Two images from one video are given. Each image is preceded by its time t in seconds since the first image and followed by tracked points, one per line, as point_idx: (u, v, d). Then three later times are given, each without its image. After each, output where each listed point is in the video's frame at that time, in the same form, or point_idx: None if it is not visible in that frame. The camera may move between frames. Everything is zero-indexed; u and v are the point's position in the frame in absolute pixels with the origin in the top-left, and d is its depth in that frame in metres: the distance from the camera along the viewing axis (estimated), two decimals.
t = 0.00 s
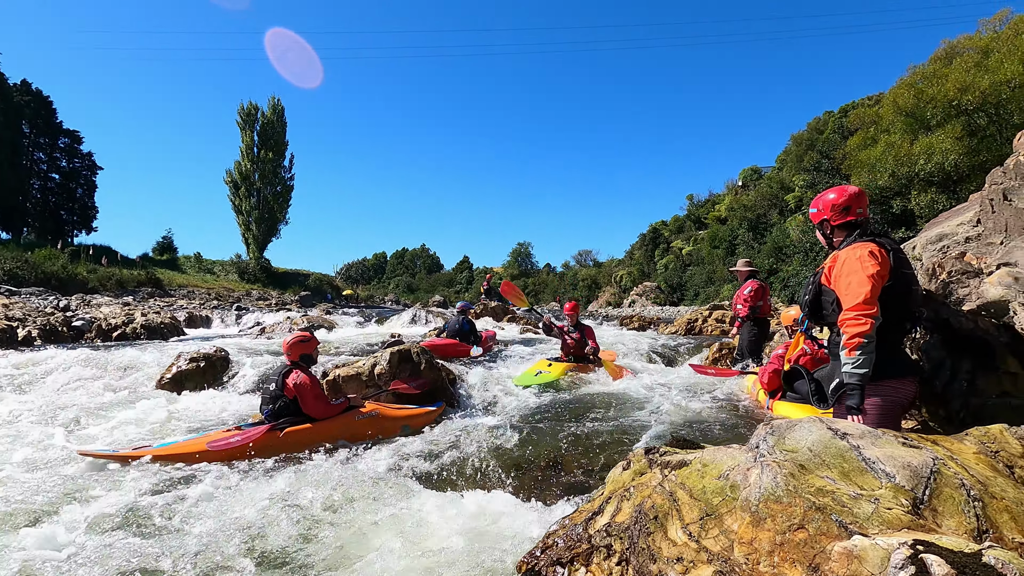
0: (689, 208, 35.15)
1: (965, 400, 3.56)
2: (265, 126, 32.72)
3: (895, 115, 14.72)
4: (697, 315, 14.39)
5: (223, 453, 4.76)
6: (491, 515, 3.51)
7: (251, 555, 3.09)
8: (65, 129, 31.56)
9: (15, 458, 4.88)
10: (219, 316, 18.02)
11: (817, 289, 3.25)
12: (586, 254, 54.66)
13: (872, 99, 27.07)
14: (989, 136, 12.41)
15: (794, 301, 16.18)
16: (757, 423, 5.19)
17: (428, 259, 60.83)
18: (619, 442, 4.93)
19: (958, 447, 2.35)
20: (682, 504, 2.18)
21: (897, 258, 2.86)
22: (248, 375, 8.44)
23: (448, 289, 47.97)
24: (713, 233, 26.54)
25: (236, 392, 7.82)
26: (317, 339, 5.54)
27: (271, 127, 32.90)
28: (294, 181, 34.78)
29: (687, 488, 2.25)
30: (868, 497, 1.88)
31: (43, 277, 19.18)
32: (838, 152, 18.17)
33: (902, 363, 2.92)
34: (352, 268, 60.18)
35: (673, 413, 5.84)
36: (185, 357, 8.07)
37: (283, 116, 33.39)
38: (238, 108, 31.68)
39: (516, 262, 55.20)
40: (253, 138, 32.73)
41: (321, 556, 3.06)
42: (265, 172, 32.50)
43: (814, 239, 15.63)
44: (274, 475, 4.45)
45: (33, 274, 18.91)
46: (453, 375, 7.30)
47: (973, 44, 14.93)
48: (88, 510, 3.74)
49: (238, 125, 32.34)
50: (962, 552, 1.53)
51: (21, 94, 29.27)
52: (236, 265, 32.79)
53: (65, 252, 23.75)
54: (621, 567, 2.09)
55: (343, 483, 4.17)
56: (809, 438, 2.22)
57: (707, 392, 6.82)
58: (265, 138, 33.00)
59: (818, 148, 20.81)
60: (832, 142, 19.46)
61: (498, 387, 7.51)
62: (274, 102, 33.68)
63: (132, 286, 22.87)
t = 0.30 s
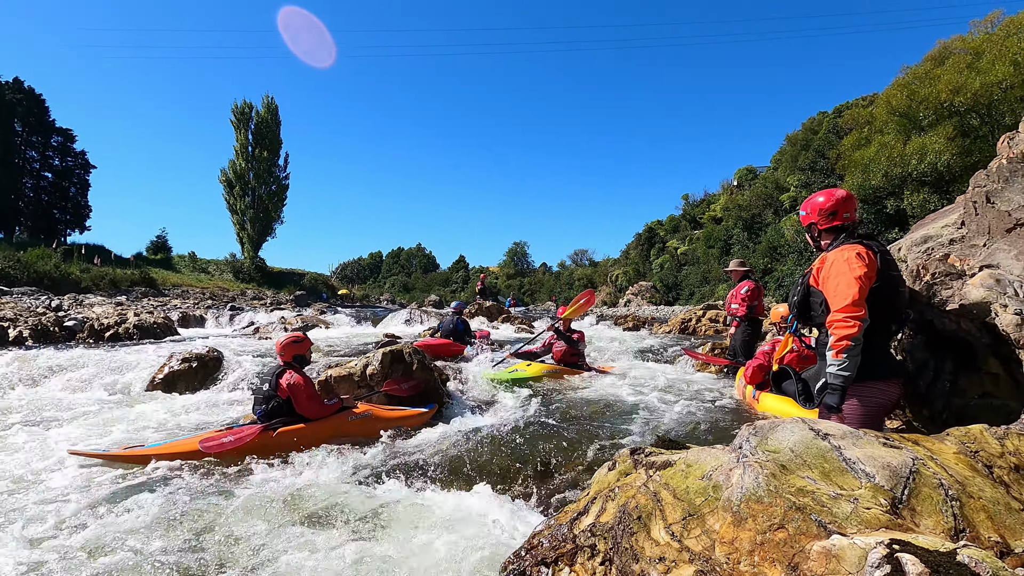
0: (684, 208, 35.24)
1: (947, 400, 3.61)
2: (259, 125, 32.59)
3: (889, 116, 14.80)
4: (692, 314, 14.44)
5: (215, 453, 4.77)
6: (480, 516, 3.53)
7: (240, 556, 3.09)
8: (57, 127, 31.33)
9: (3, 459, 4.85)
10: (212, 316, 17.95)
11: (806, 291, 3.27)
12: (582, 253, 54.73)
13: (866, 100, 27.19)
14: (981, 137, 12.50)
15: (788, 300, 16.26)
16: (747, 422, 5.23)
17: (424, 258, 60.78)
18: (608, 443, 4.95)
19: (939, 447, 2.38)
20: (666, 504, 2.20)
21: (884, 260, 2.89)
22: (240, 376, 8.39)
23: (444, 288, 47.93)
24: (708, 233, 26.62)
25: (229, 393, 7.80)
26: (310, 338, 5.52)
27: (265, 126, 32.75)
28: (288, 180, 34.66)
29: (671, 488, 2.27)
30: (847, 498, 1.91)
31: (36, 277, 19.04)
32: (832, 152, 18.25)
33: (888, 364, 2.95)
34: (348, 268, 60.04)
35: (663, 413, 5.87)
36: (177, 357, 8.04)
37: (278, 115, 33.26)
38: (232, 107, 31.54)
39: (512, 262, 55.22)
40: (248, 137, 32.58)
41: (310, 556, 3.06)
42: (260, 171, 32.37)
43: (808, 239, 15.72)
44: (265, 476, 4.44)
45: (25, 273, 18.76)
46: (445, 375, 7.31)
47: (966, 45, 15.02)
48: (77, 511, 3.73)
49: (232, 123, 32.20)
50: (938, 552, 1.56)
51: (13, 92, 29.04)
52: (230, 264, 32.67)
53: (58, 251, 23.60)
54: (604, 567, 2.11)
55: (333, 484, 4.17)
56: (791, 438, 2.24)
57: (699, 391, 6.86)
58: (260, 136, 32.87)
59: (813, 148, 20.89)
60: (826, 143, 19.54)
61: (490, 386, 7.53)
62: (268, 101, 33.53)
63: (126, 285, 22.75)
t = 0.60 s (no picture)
0: (682, 207, 35.27)
1: (953, 395, 3.57)
2: (257, 123, 32.48)
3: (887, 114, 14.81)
4: (691, 312, 14.44)
5: (214, 449, 4.75)
6: (482, 512, 3.50)
7: (239, 553, 3.06)
8: (53, 126, 31.17)
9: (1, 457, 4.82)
10: (210, 315, 17.88)
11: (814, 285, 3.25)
12: (580, 253, 54.79)
13: (863, 99, 27.26)
14: (979, 135, 12.52)
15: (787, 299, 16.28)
16: (749, 418, 5.22)
17: (422, 257, 60.74)
18: (611, 439, 4.93)
19: (947, 441, 2.36)
20: (672, 499, 2.17)
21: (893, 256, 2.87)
22: (239, 374, 8.35)
23: (443, 287, 47.90)
24: (707, 231, 26.64)
25: (228, 391, 7.74)
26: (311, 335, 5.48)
27: (263, 124, 32.64)
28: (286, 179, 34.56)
29: (677, 483, 2.24)
30: (857, 492, 1.89)
31: (33, 275, 18.96)
32: (830, 151, 18.25)
33: (892, 361, 2.93)
34: (346, 267, 59.97)
35: (665, 410, 5.86)
36: (176, 355, 8.00)
37: (275, 113, 33.14)
38: (230, 106, 31.43)
39: (510, 261, 55.26)
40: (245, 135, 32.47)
41: (311, 553, 3.03)
42: (257, 170, 32.27)
43: (806, 238, 15.77)
44: (265, 473, 4.41)
45: (22, 272, 18.66)
46: (446, 373, 7.29)
47: (964, 44, 15.02)
48: (75, 509, 3.70)
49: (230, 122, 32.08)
50: (950, 546, 1.54)
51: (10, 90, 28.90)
52: (228, 263, 32.60)
53: (55, 250, 23.51)
54: (611, 563, 2.08)
55: (333, 481, 4.15)
56: (798, 432, 2.22)
57: (700, 389, 6.85)
58: (257, 135, 32.76)
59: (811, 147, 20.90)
60: (824, 141, 19.55)
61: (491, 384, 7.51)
62: (265, 99, 33.40)
63: (123, 284, 22.65)
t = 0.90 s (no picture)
0: (681, 205, 35.28)
1: (962, 392, 3.59)
2: (254, 121, 32.36)
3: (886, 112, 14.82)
4: (691, 310, 14.46)
5: (215, 446, 4.73)
6: (488, 509, 3.49)
7: (244, 550, 3.04)
8: (51, 123, 31.08)
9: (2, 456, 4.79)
10: (209, 312, 17.84)
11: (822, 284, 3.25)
12: (578, 250, 54.79)
13: (861, 97, 27.24)
14: (977, 133, 12.54)
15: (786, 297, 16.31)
16: (753, 416, 5.22)
17: (421, 255, 60.71)
18: (615, 437, 4.93)
19: (957, 438, 2.35)
20: (683, 496, 2.17)
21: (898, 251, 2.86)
22: (239, 371, 8.35)
23: (441, 285, 47.89)
24: (706, 229, 26.66)
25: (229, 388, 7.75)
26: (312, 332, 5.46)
27: (260, 122, 32.53)
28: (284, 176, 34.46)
29: (688, 481, 2.24)
30: (870, 489, 1.88)
31: (31, 273, 18.89)
32: (829, 149, 18.26)
33: (901, 357, 2.92)
34: (344, 265, 59.92)
35: (668, 408, 5.86)
36: (176, 352, 7.97)
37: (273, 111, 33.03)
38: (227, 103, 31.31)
39: (509, 259, 55.29)
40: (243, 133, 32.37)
41: (316, 549, 3.02)
42: (255, 167, 32.19)
43: (805, 236, 15.77)
44: (269, 471, 4.40)
45: (20, 270, 18.58)
46: (448, 370, 7.29)
47: (963, 42, 15.02)
48: (78, 508, 3.68)
49: (227, 119, 31.96)
50: (966, 543, 1.53)
51: (6, 87, 28.74)
52: (226, 260, 32.53)
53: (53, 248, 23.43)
54: (622, 560, 2.08)
55: (338, 478, 4.14)
56: (810, 430, 2.23)
57: (702, 386, 6.85)
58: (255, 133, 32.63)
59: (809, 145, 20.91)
60: (823, 139, 19.56)
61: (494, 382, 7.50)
62: (263, 97, 33.27)
63: (121, 282, 22.58)
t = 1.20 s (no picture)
0: (685, 203, 35.19)
1: (964, 389, 3.58)
2: (258, 120, 32.46)
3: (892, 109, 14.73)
4: (695, 308, 14.43)
5: (215, 444, 4.75)
6: (490, 506, 3.51)
7: (249, 546, 3.08)
8: (57, 122, 31.30)
9: (11, 453, 4.85)
10: (214, 310, 17.95)
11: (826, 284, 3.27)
12: (582, 249, 54.74)
13: (867, 94, 27.05)
14: (983, 130, 12.44)
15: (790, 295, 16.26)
16: (755, 413, 5.23)
17: (424, 253, 60.80)
18: (618, 434, 4.94)
19: (959, 436, 2.36)
20: (683, 493, 2.18)
21: (894, 246, 2.87)
22: (244, 368, 8.40)
23: (445, 283, 47.96)
24: (710, 227, 26.58)
25: (234, 385, 7.80)
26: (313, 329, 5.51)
27: (264, 120, 32.62)
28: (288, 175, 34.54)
29: (689, 477, 2.25)
30: (870, 486, 1.89)
31: (37, 272, 19.02)
32: (834, 147, 18.15)
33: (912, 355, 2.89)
34: (348, 263, 60.11)
35: (671, 405, 5.87)
36: (181, 350, 8.04)
37: (277, 109, 33.11)
38: (231, 102, 31.42)
39: (512, 257, 55.33)
40: (247, 132, 32.48)
41: (320, 545, 3.05)
42: (260, 166, 32.31)
43: (810, 233, 15.69)
44: (274, 468, 4.43)
45: (27, 269, 18.70)
46: (451, 367, 7.32)
47: (970, 38, 14.90)
48: (86, 504, 3.73)
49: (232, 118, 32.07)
50: (965, 539, 1.54)
51: (13, 87, 28.93)
52: (231, 259, 32.68)
53: (60, 247, 23.60)
54: (623, 556, 2.09)
55: (341, 474, 4.17)
56: (810, 427, 2.23)
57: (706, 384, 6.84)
58: (259, 131, 32.72)
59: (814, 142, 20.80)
60: (828, 136, 19.45)
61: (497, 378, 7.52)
62: (267, 96, 33.36)
63: (127, 280, 22.74)
